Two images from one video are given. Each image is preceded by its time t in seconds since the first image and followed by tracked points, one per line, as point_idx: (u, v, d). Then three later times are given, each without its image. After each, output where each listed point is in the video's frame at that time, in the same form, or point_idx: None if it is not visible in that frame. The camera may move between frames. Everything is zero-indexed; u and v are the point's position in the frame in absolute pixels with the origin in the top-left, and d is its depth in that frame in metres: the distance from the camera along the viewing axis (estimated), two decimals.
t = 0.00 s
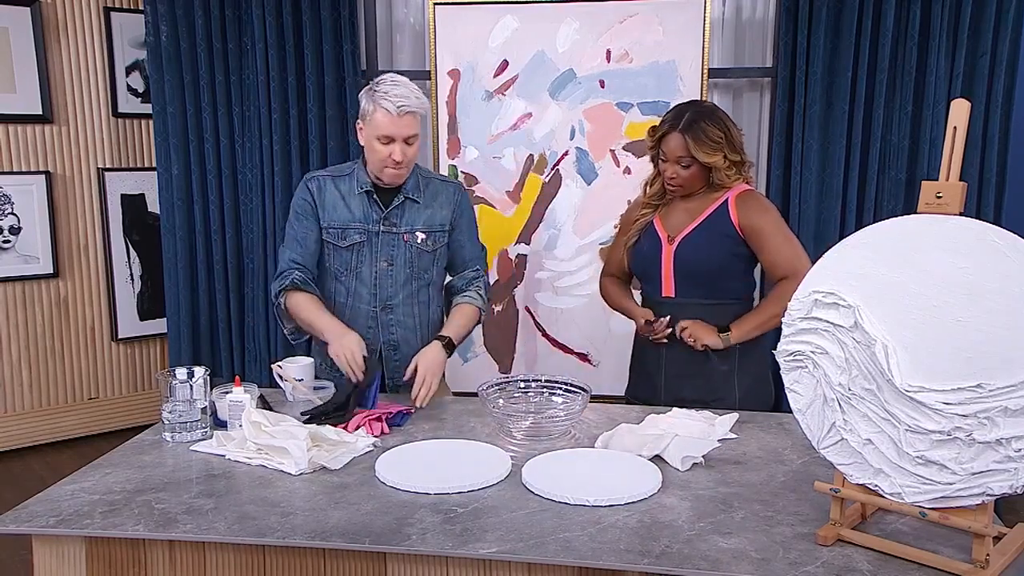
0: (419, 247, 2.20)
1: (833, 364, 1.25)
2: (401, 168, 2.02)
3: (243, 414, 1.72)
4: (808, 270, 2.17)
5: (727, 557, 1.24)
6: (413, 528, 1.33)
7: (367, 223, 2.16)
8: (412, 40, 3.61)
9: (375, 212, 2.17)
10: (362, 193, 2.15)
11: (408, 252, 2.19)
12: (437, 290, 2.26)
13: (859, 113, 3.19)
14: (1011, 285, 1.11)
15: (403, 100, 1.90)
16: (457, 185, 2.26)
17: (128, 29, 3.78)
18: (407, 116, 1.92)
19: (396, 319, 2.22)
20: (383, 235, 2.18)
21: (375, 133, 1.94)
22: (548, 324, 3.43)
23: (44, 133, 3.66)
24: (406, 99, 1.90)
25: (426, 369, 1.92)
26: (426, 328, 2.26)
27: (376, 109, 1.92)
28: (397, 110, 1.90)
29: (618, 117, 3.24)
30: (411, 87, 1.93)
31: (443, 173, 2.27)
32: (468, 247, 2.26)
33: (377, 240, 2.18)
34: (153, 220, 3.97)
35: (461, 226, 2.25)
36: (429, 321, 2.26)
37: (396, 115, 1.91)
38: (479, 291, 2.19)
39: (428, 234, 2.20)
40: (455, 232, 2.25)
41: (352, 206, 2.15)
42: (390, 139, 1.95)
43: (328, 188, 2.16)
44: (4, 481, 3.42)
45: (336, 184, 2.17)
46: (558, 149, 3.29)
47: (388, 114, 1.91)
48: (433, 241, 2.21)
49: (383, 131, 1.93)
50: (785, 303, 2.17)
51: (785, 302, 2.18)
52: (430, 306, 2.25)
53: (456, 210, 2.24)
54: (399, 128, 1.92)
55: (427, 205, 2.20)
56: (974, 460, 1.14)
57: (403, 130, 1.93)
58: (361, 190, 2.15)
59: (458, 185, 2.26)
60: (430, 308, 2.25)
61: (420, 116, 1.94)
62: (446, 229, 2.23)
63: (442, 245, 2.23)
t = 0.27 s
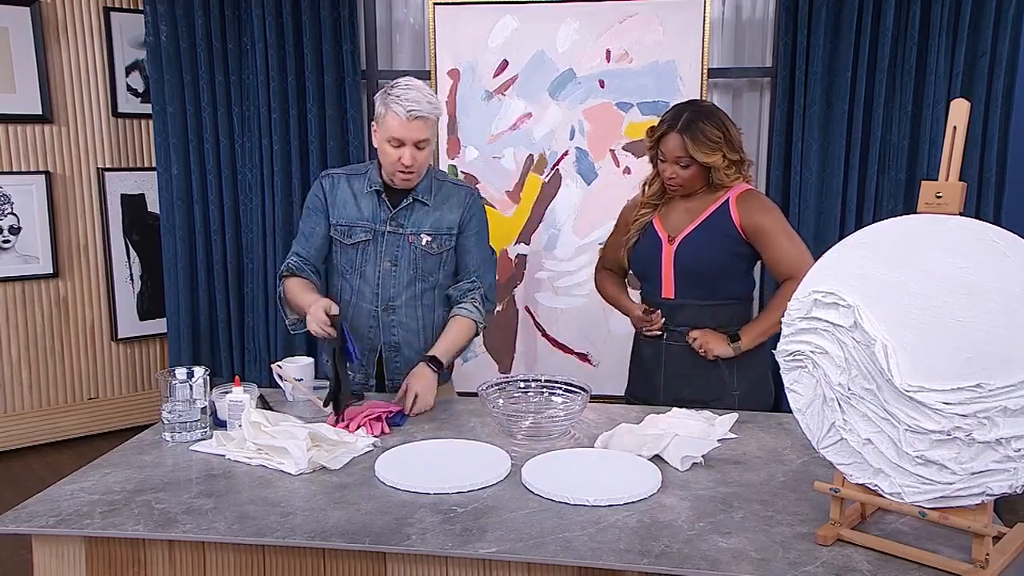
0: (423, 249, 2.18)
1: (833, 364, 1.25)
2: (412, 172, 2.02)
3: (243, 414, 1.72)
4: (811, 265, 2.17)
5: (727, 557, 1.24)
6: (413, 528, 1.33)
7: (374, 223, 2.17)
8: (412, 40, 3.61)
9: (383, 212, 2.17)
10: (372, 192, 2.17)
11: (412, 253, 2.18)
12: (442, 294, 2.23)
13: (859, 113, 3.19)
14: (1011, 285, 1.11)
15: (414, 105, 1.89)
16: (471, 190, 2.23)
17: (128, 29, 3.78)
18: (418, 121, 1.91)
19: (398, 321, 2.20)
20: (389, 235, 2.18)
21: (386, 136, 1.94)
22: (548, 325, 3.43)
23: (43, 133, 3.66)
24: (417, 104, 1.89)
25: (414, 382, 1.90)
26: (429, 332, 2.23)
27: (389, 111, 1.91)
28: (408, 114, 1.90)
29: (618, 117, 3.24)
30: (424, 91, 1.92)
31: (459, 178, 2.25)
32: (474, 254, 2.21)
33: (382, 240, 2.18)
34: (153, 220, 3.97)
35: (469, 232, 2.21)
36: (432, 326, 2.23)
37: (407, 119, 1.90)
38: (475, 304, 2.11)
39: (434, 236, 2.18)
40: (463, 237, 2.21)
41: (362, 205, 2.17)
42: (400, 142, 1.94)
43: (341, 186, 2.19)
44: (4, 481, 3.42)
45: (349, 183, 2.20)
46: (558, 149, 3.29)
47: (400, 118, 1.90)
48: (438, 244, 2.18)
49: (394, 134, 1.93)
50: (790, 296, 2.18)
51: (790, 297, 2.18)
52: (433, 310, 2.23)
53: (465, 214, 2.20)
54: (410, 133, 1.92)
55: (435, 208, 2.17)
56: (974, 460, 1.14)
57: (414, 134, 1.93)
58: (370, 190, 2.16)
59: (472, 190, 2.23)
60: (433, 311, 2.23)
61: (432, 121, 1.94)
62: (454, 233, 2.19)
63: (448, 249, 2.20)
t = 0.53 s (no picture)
0: (435, 247, 2.17)
1: (833, 364, 1.25)
2: (424, 172, 2.02)
3: (243, 414, 1.72)
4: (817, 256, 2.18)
5: (727, 557, 1.24)
6: (413, 528, 1.33)
7: (387, 221, 2.17)
8: (411, 40, 3.61)
9: (396, 210, 2.17)
10: (385, 191, 2.17)
11: (425, 251, 2.18)
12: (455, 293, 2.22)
13: (859, 113, 3.19)
14: (1012, 285, 1.11)
15: (425, 106, 1.88)
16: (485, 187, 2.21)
17: (128, 29, 3.78)
18: (429, 123, 1.91)
19: (411, 319, 2.20)
20: (402, 233, 2.17)
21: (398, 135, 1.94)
22: (548, 324, 3.43)
23: (43, 133, 3.66)
24: (429, 106, 1.88)
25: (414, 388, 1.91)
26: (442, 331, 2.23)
27: (401, 112, 1.91)
28: (419, 116, 1.89)
29: (618, 117, 3.24)
30: (436, 92, 1.91)
31: (474, 175, 2.24)
32: (485, 251, 2.18)
33: (395, 238, 2.18)
34: (153, 220, 3.97)
35: (481, 229, 2.18)
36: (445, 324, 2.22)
37: (418, 120, 1.90)
38: (479, 303, 2.08)
39: (446, 234, 2.17)
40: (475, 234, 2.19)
41: (375, 204, 2.17)
42: (411, 143, 1.94)
43: (355, 185, 2.20)
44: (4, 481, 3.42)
45: (363, 181, 2.21)
46: (558, 149, 3.29)
47: (411, 119, 1.90)
48: (451, 241, 2.17)
49: (405, 135, 1.93)
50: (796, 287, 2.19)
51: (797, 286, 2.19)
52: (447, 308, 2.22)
53: (477, 211, 2.18)
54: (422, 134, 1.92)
55: (447, 205, 2.16)
56: (974, 460, 1.14)
57: (425, 135, 1.93)
58: (384, 188, 2.17)
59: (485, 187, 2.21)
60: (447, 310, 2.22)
61: (443, 123, 1.93)
62: (466, 230, 2.17)
63: (461, 246, 2.18)
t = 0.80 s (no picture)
0: (441, 245, 2.17)
1: (834, 363, 1.25)
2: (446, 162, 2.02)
3: (243, 413, 1.72)
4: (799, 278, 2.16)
5: (727, 556, 1.24)
6: (413, 527, 1.33)
7: (392, 221, 2.17)
8: (411, 40, 3.62)
9: (401, 210, 2.17)
10: (389, 191, 2.16)
11: (431, 251, 2.17)
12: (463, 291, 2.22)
13: (859, 113, 3.19)
14: (1012, 285, 1.11)
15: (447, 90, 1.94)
16: (488, 185, 2.21)
17: (128, 29, 3.78)
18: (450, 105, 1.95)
19: (420, 318, 2.20)
20: (408, 233, 2.17)
21: (420, 125, 1.95)
22: (548, 324, 3.43)
23: (43, 133, 3.66)
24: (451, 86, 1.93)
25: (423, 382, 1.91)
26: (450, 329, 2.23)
27: (420, 100, 1.94)
28: (442, 98, 1.93)
29: (618, 117, 3.24)
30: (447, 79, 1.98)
31: (477, 173, 2.24)
32: (492, 249, 2.19)
33: (401, 238, 2.18)
34: (153, 220, 3.97)
35: (487, 227, 2.19)
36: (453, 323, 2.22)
37: (443, 103, 1.94)
38: (490, 300, 2.09)
39: (452, 233, 2.17)
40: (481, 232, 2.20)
41: (380, 204, 2.17)
42: (436, 130, 1.95)
43: (359, 186, 2.19)
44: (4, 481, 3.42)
45: (366, 181, 2.20)
46: (558, 149, 3.29)
47: (434, 102, 1.93)
48: (457, 240, 2.17)
49: (429, 122, 1.94)
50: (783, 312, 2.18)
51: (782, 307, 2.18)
52: (455, 307, 2.22)
53: (483, 209, 2.18)
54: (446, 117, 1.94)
55: (453, 204, 2.16)
56: (974, 459, 1.14)
57: (448, 119, 1.96)
58: (388, 188, 2.16)
59: (489, 185, 2.21)
60: (454, 308, 2.22)
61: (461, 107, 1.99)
62: (472, 228, 2.18)
63: (467, 245, 2.18)
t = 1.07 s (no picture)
0: (432, 242, 2.19)
1: (827, 362, 1.25)
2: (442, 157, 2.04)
3: (237, 413, 1.72)
4: (788, 278, 2.17)
5: (721, 555, 1.24)
6: (407, 527, 1.33)
7: (382, 219, 2.15)
8: (406, 40, 3.62)
9: (390, 208, 2.16)
10: (378, 189, 2.15)
11: (422, 247, 2.19)
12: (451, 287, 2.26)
13: (853, 112, 3.20)
14: (1005, 284, 1.11)
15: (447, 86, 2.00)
16: (471, 182, 2.25)
17: (121, 29, 3.77)
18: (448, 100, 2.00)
19: (411, 315, 2.21)
20: (399, 231, 2.17)
21: (421, 119, 1.96)
22: (543, 324, 3.43)
23: (36, 133, 3.65)
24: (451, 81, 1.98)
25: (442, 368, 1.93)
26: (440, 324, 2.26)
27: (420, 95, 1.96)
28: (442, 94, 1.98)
29: (613, 117, 3.24)
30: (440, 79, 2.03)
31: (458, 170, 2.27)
32: (483, 244, 2.25)
33: (392, 235, 2.17)
34: (146, 220, 3.96)
35: (476, 223, 2.24)
36: (442, 319, 2.26)
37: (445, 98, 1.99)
38: (491, 291, 2.17)
39: (442, 229, 2.19)
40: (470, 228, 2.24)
41: (367, 202, 2.15)
42: (436, 124, 1.98)
43: (344, 184, 2.15)
44: None
45: (351, 180, 2.16)
46: (553, 148, 3.29)
47: (436, 97, 1.97)
48: (447, 237, 2.20)
49: (431, 116, 1.96)
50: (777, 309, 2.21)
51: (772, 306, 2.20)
52: (444, 302, 2.25)
53: (471, 206, 2.23)
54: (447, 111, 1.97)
55: (441, 201, 2.19)
56: (967, 458, 1.14)
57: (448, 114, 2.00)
58: (377, 187, 2.14)
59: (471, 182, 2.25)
60: (444, 304, 2.25)
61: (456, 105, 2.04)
62: (461, 225, 2.22)
63: (456, 241, 2.22)
